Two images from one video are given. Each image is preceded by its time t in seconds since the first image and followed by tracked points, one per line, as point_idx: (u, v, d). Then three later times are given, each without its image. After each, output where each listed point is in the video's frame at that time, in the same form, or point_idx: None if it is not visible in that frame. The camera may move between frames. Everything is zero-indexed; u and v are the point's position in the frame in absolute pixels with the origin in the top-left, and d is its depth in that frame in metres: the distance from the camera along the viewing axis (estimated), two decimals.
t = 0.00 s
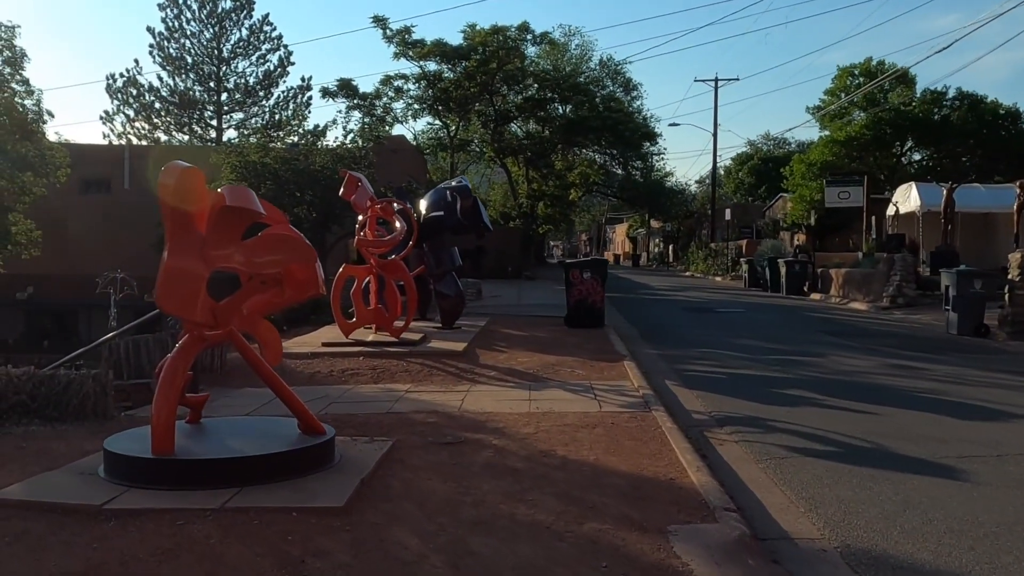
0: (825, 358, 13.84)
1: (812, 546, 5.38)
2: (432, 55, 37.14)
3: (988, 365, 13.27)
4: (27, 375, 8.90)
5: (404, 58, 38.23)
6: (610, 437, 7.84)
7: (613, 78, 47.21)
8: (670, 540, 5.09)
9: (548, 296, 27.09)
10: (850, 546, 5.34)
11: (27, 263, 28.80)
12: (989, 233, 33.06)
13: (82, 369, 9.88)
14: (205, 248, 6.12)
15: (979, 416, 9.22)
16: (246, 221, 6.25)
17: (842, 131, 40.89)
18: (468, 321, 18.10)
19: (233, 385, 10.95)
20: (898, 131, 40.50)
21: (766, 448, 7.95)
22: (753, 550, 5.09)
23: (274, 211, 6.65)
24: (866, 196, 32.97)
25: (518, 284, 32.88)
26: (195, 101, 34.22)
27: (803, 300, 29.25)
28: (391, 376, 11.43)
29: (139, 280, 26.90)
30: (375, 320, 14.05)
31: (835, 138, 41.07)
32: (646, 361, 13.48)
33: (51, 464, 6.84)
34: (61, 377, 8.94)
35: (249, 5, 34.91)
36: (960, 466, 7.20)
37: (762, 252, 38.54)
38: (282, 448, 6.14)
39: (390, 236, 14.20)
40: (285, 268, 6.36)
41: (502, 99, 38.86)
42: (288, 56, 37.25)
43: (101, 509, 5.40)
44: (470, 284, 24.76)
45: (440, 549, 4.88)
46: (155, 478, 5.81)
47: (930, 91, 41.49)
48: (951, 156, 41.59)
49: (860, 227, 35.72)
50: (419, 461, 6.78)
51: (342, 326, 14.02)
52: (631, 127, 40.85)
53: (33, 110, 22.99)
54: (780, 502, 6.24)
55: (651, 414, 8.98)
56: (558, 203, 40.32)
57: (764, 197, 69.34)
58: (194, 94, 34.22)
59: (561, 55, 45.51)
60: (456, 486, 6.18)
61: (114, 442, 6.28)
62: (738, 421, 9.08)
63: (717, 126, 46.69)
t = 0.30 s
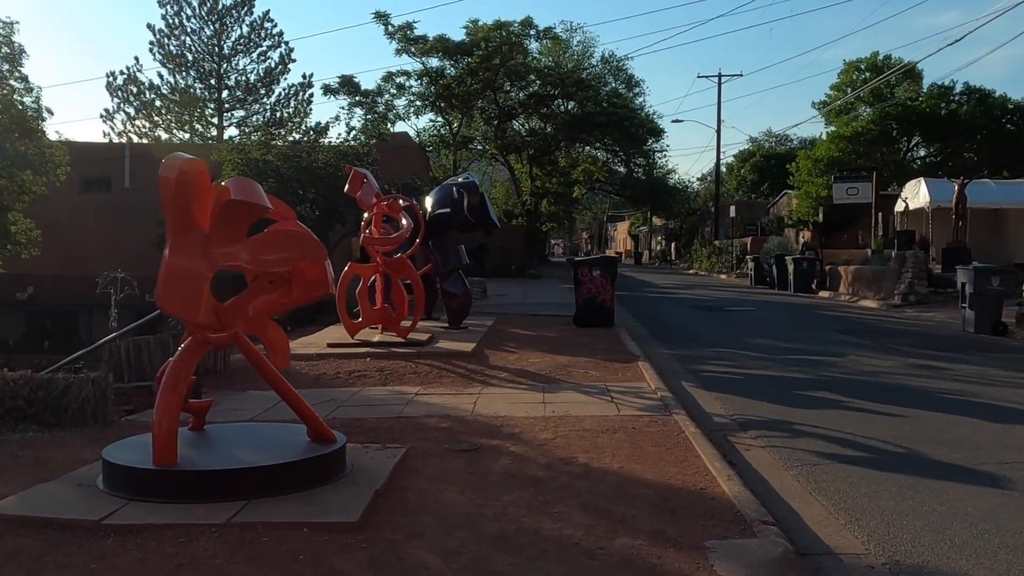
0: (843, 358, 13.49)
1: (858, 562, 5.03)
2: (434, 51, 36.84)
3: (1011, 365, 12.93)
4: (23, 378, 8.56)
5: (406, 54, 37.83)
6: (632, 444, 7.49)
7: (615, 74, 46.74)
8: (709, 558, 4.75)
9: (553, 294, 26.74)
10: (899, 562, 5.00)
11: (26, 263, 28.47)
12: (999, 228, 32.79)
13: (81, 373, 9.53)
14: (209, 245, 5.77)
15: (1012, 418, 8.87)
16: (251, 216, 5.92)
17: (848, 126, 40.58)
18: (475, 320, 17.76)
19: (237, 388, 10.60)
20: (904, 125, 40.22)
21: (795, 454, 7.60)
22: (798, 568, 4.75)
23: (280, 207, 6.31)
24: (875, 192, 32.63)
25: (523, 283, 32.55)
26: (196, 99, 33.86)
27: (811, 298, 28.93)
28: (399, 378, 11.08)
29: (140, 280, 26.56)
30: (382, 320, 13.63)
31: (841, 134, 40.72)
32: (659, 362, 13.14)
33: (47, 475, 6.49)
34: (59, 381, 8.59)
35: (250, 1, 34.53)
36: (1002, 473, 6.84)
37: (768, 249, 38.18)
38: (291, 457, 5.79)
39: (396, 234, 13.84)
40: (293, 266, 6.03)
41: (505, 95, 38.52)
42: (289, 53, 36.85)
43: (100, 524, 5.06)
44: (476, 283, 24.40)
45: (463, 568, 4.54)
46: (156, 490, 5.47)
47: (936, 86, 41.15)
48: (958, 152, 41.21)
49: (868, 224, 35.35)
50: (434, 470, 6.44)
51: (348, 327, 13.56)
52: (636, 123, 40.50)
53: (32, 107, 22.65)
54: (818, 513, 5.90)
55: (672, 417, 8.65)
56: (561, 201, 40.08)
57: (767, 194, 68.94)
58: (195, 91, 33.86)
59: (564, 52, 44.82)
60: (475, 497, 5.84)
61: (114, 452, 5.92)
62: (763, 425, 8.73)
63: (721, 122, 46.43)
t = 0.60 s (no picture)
0: (861, 359, 13.16)
1: None
2: (434, 47, 36.49)
3: None
4: (16, 384, 8.19)
5: (406, 50, 37.44)
6: (654, 452, 7.14)
7: (614, 70, 46.15)
8: None
9: (556, 292, 26.38)
10: None
11: (23, 262, 28.08)
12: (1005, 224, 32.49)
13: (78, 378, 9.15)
14: (210, 247, 5.42)
15: None
16: (254, 215, 5.56)
17: (852, 122, 40.28)
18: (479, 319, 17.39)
19: (238, 392, 10.21)
20: (908, 121, 39.86)
21: (826, 463, 7.29)
22: None
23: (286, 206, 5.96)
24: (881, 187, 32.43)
25: (525, 281, 32.17)
26: (193, 96, 33.44)
27: (816, 295, 28.62)
28: (406, 380, 10.73)
29: (137, 279, 26.18)
30: (386, 320, 13.23)
31: (845, 130, 40.42)
32: (672, 362, 12.82)
33: (39, 487, 6.13)
34: (53, 386, 8.23)
35: None
36: None
37: (772, 246, 37.83)
38: (298, 471, 5.44)
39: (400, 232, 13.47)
40: (300, 268, 5.67)
41: (505, 92, 38.12)
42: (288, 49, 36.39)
43: (94, 547, 4.70)
44: (479, 280, 24.03)
45: None
46: (154, 508, 5.11)
47: (941, 81, 40.79)
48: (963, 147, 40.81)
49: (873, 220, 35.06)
50: (448, 482, 6.08)
51: (351, 327, 13.15)
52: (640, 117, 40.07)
53: (28, 103, 22.26)
54: (858, 528, 5.56)
55: (692, 422, 8.31)
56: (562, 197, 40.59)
57: (767, 190, 68.51)
58: (193, 88, 33.43)
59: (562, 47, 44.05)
60: (495, 513, 5.49)
61: (109, 466, 5.56)
62: (786, 431, 8.40)
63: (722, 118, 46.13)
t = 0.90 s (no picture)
0: (874, 357, 12.89)
1: None
2: (432, 43, 36.17)
3: None
4: (6, 388, 7.82)
5: (403, 46, 37.08)
6: (676, 456, 6.82)
7: (611, 67, 45.59)
8: None
9: (557, 290, 26.09)
10: None
11: (17, 261, 27.67)
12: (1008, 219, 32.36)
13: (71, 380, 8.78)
14: (211, 241, 5.09)
15: None
16: (257, 205, 5.22)
17: (852, 117, 40.13)
18: (482, 318, 17.07)
19: (237, 393, 9.86)
20: (908, 116, 39.66)
21: (855, 467, 6.99)
22: None
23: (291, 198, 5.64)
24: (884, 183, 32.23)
25: (524, 278, 31.89)
26: (189, 93, 33.03)
27: (819, 292, 28.41)
28: (410, 381, 10.39)
29: (133, 279, 25.81)
30: (387, 319, 12.91)
31: (844, 125, 40.24)
32: (682, 362, 12.52)
33: (28, 498, 5.78)
34: (45, 390, 7.85)
35: None
36: None
37: (772, 242, 37.56)
38: (304, 480, 5.10)
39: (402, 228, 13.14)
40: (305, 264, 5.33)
41: (504, 88, 37.78)
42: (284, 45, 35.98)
43: (87, 565, 4.37)
44: (479, 278, 23.72)
45: None
46: (151, 522, 4.77)
47: (941, 76, 40.63)
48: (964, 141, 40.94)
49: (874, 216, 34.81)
50: (463, 491, 5.76)
51: (352, 326, 12.95)
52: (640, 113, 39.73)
53: (21, 100, 21.88)
54: (900, 538, 5.26)
55: (712, 424, 8.01)
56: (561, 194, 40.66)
57: (763, 187, 68.27)
58: (188, 85, 33.01)
59: (558, 44, 43.70)
60: (515, 523, 5.17)
61: (103, 476, 5.22)
62: (809, 433, 8.10)
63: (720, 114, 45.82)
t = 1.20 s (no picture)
0: (885, 357, 12.66)
1: None
2: (427, 38, 35.76)
3: None
4: None
5: (397, 41, 36.68)
6: (697, 464, 6.54)
7: (605, 63, 45.10)
8: None
9: (555, 288, 25.80)
10: None
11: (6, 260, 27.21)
12: (1007, 215, 32.45)
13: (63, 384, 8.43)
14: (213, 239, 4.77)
15: None
16: (261, 201, 4.92)
17: (850, 113, 39.95)
18: (482, 316, 16.74)
19: (234, 396, 9.52)
20: (906, 111, 39.55)
21: (883, 473, 6.74)
22: None
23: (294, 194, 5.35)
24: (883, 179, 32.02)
25: (520, 275, 31.58)
26: (181, 89, 32.55)
27: (819, 289, 28.25)
28: (413, 383, 10.07)
29: (125, 277, 25.39)
30: (388, 319, 12.57)
31: (842, 121, 40.08)
32: (690, 362, 12.24)
33: (14, 512, 5.43)
34: (36, 395, 7.52)
35: None
36: None
37: (769, 239, 37.33)
38: (312, 494, 4.80)
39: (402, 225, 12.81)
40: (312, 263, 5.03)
41: (499, 84, 37.43)
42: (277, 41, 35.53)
43: None
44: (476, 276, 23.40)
45: None
46: (149, 540, 4.45)
47: (939, 71, 40.74)
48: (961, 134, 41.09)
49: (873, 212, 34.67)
50: (478, 502, 5.44)
51: (351, 327, 12.51)
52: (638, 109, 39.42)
53: (11, 95, 21.46)
54: (943, 553, 4.99)
55: (730, 428, 7.74)
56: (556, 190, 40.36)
57: (756, 183, 68.00)
58: (180, 81, 32.55)
59: (553, 39, 43.10)
60: (536, 539, 4.86)
61: (97, 490, 4.90)
62: (830, 438, 7.84)
63: (715, 111, 45.56)
